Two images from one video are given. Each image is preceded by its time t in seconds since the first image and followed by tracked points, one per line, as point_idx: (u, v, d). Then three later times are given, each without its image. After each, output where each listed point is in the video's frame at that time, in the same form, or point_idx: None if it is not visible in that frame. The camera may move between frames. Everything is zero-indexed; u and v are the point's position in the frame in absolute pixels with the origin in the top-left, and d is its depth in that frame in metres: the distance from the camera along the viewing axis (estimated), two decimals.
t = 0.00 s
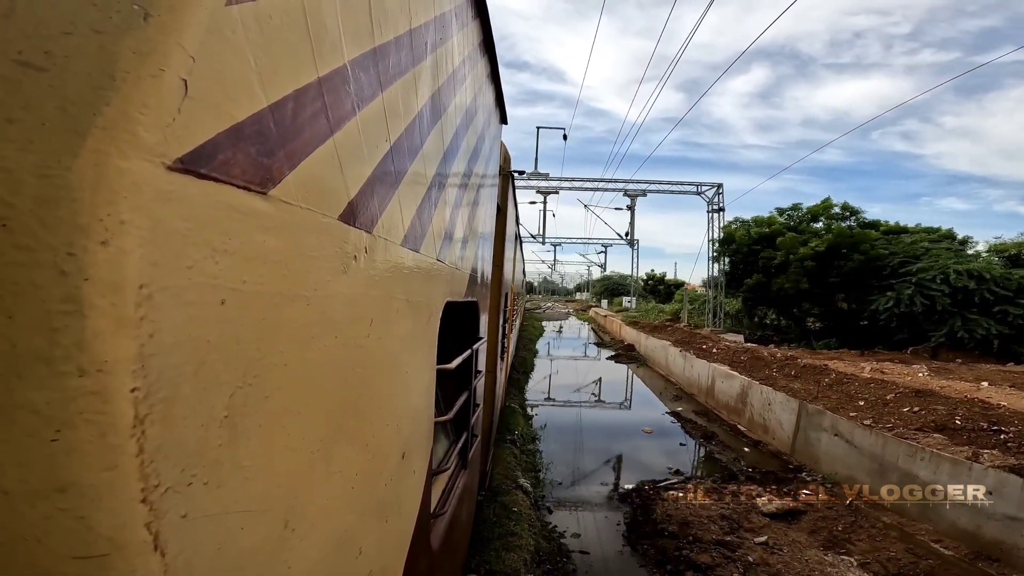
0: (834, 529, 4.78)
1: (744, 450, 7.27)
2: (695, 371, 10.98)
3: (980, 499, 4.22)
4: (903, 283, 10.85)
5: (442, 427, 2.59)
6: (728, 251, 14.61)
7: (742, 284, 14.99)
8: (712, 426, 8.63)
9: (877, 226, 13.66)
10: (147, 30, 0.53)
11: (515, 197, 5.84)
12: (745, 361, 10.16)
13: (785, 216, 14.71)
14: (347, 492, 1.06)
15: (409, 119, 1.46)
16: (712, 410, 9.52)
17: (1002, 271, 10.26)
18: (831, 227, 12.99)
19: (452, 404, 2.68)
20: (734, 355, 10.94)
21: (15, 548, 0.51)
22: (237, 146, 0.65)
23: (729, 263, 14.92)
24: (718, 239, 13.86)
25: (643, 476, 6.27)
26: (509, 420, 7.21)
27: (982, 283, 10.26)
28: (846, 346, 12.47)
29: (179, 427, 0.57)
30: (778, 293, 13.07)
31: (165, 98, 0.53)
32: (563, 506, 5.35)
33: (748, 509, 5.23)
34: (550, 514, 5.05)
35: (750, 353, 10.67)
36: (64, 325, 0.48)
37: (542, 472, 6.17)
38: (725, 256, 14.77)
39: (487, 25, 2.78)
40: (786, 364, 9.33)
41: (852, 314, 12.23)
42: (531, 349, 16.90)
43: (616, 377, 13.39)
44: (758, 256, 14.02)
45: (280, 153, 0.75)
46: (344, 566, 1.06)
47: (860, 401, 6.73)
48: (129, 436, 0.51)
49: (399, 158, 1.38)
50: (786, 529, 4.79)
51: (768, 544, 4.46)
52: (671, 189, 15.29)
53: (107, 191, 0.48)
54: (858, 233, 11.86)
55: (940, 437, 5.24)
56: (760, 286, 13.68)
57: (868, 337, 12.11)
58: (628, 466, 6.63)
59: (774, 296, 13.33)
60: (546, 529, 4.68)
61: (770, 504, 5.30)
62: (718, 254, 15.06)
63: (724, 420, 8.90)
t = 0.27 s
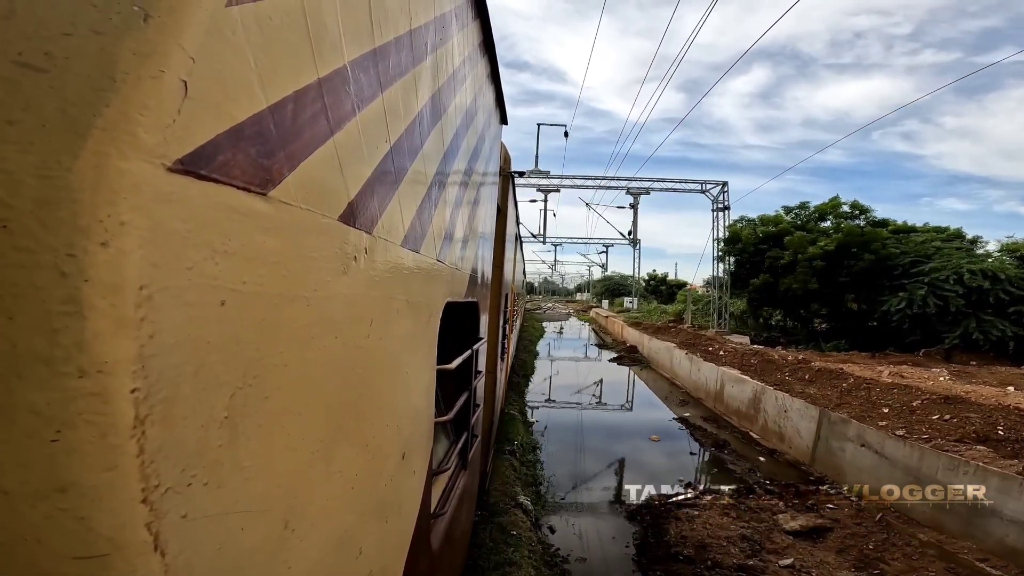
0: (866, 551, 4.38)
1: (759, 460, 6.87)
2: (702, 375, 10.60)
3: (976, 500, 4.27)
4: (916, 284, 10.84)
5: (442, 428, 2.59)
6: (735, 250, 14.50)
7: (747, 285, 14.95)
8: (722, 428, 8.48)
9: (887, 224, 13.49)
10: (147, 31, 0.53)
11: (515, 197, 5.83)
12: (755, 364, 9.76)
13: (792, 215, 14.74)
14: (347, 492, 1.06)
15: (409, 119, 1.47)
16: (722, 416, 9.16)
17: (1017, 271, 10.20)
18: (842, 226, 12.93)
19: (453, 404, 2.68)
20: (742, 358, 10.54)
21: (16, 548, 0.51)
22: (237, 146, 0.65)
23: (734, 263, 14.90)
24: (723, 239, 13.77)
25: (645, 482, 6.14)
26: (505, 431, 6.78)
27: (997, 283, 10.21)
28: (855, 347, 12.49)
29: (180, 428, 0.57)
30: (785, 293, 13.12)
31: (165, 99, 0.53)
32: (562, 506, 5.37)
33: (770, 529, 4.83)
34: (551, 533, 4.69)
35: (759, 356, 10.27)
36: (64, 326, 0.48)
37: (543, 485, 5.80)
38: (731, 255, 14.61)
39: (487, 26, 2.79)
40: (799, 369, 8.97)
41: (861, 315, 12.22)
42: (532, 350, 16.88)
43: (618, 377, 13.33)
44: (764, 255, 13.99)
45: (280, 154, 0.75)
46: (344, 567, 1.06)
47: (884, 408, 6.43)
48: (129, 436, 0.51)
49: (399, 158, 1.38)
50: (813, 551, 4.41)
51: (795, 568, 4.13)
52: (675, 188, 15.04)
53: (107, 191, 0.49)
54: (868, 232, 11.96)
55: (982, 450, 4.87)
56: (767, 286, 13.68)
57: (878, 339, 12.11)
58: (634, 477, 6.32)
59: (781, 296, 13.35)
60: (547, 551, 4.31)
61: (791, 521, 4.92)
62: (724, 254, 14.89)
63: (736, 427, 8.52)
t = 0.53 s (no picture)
0: None
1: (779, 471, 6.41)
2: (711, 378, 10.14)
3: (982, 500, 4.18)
4: (931, 285, 10.67)
5: (442, 427, 2.59)
6: (743, 249, 14.16)
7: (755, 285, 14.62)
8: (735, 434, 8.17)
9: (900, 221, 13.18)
10: (144, 29, 0.53)
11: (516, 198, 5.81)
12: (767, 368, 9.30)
13: (801, 213, 14.47)
14: (346, 492, 1.06)
15: (409, 119, 1.47)
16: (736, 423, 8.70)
17: None
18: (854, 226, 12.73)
19: (453, 403, 2.68)
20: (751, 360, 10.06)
21: (11, 548, 0.51)
22: (236, 145, 0.65)
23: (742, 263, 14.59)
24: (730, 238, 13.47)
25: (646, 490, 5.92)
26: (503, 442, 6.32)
27: (1015, 283, 10.06)
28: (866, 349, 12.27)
29: (177, 426, 0.57)
30: (795, 293, 12.87)
31: (163, 97, 0.53)
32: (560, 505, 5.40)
33: (800, 551, 4.31)
34: (556, 560, 4.25)
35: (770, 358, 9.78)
36: (61, 323, 0.48)
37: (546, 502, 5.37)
38: (738, 255, 14.28)
39: (487, 27, 2.80)
40: (815, 371, 8.47)
41: (873, 316, 12.03)
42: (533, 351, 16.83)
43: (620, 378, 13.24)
44: (773, 255, 13.71)
45: (279, 153, 0.75)
46: (344, 565, 1.06)
47: (914, 416, 6.00)
48: (126, 434, 0.51)
49: (399, 157, 1.38)
50: None
51: None
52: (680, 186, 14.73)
53: (105, 189, 0.48)
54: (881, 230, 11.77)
55: None
56: (776, 286, 13.39)
57: (891, 340, 11.91)
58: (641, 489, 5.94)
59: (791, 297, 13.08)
60: None
61: (822, 542, 4.41)
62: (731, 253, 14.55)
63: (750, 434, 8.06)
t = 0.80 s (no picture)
0: None
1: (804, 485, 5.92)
2: (722, 384, 9.61)
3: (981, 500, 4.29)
4: (948, 285, 10.38)
5: (444, 428, 2.59)
6: (752, 248, 13.58)
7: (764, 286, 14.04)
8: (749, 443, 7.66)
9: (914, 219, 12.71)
10: (150, 30, 0.53)
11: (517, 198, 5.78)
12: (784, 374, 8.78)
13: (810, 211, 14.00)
14: (349, 493, 1.06)
15: (411, 119, 1.47)
16: (749, 432, 8.14)
17: None
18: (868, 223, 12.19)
19: (455, 404, 2.68)
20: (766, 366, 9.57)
21: (18, 549, 0.51)
22: (240, 146, 0.65)
23: (750, 263, 13.94)
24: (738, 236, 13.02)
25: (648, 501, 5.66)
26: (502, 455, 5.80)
27: None
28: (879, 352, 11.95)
29: (183, 427, 0.57)
30: (806, 294, 12.33)
31: (169, 99, 0.53)
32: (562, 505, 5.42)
33: None
34: None
35: (788, 364, 9.28)
36: (69, 325, 0.48)
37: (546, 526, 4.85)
38: (746, 254, 13.66)
39: (489, 27, 2.80)
40: (835, 379, 8.04)
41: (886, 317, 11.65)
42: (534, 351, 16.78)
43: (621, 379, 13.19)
44: (783, 254, 13.13)
45: (283, 153, 0.76)
46: (347, 567, 1.06)
47: (955, 428, 5.58)
48: (133, 435, 0.51)
49: (402, 158, 1.38)
50: None
51: None
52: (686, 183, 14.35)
53: (112, 191, 0.49)
54: (896, 228, 11.35)
55: None
56: (785, 287, 12.88)
57: (904, 341, 11.67)
58: (652, 505, 5.54)
59: (802, 299, 12.55)
60: None
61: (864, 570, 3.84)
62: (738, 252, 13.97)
63: (766, 445, 7.51)
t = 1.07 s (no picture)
0: None
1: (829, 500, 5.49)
2: (733, 389, 9.17)
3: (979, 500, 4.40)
4: (964, 285, 10.22)
5: (446, 427, 2.61)
6: (760, 247, 13.43)
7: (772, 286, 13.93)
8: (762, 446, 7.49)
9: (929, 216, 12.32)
10: (160, 37, 0.54)
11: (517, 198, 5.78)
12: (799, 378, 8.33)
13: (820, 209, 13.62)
14: (352, 491, 1.07)
15: (413, 121, 1.48)
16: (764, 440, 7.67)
17: None
18: (881, 220, 11.95)
19: (455, 404, 2.69)
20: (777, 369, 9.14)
21: (30, 544, 0.52)
22: (247, 149, 0.66)
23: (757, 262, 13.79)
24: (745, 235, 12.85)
25: (652, 506, 5.55)
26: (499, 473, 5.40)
27: None
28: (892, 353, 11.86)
29: (191, 426, 0.58)
30: (815, 294, 12.22)
31: (178, 103, 0.54)
32: (563, 506, 5.40)
33: None
34: None
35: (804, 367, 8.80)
36: (81, 325, 0.49)
37: (551, 549, 4.43)
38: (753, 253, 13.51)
39: (490, 28, 2.81)
40: (854, 382, 7.73)
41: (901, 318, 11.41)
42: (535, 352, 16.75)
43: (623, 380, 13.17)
44: (791, 253, 12.98)
45: (288, 157, 0.77)
46: (350, 564, 1.07)
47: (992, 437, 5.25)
48: (143, 433, 0.52)
49: (404, 160, 1.39)
50: None
51: None
52: (691, 181, 14.13)
53: (123, 194, 0.50)
54: (910, 226, 11.05)
55: None
56: (794, 287, 12.75)
57: (918, 343, 11.57)
58: (655, 511, 5.40)
59: (811, 299, 12.40)
60: None
61: None
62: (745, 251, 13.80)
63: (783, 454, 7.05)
